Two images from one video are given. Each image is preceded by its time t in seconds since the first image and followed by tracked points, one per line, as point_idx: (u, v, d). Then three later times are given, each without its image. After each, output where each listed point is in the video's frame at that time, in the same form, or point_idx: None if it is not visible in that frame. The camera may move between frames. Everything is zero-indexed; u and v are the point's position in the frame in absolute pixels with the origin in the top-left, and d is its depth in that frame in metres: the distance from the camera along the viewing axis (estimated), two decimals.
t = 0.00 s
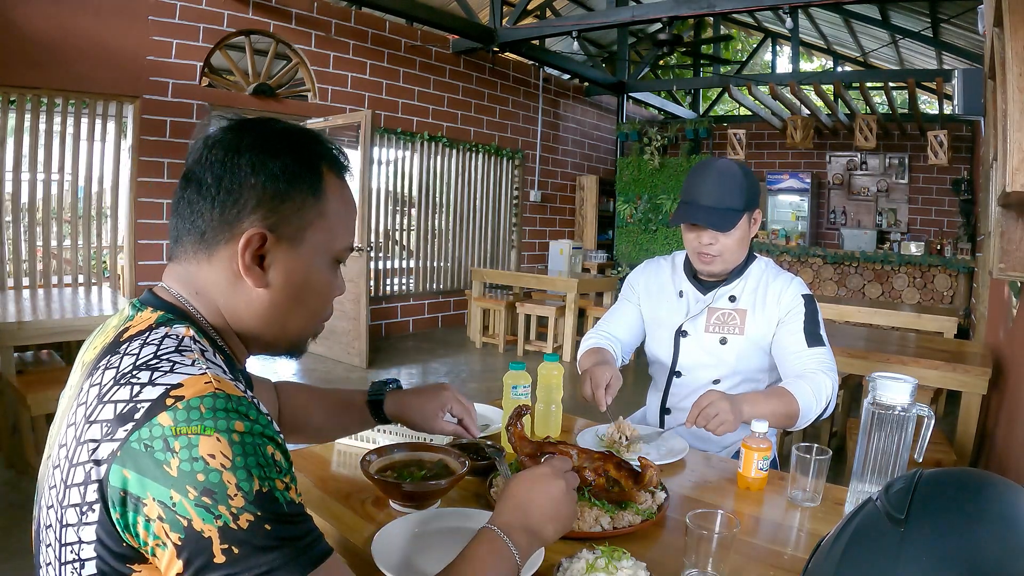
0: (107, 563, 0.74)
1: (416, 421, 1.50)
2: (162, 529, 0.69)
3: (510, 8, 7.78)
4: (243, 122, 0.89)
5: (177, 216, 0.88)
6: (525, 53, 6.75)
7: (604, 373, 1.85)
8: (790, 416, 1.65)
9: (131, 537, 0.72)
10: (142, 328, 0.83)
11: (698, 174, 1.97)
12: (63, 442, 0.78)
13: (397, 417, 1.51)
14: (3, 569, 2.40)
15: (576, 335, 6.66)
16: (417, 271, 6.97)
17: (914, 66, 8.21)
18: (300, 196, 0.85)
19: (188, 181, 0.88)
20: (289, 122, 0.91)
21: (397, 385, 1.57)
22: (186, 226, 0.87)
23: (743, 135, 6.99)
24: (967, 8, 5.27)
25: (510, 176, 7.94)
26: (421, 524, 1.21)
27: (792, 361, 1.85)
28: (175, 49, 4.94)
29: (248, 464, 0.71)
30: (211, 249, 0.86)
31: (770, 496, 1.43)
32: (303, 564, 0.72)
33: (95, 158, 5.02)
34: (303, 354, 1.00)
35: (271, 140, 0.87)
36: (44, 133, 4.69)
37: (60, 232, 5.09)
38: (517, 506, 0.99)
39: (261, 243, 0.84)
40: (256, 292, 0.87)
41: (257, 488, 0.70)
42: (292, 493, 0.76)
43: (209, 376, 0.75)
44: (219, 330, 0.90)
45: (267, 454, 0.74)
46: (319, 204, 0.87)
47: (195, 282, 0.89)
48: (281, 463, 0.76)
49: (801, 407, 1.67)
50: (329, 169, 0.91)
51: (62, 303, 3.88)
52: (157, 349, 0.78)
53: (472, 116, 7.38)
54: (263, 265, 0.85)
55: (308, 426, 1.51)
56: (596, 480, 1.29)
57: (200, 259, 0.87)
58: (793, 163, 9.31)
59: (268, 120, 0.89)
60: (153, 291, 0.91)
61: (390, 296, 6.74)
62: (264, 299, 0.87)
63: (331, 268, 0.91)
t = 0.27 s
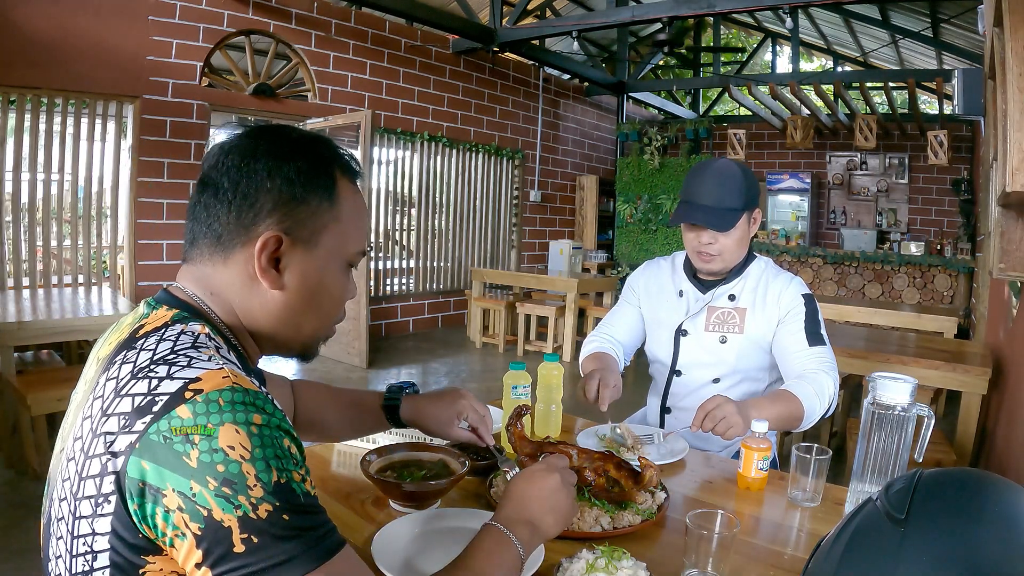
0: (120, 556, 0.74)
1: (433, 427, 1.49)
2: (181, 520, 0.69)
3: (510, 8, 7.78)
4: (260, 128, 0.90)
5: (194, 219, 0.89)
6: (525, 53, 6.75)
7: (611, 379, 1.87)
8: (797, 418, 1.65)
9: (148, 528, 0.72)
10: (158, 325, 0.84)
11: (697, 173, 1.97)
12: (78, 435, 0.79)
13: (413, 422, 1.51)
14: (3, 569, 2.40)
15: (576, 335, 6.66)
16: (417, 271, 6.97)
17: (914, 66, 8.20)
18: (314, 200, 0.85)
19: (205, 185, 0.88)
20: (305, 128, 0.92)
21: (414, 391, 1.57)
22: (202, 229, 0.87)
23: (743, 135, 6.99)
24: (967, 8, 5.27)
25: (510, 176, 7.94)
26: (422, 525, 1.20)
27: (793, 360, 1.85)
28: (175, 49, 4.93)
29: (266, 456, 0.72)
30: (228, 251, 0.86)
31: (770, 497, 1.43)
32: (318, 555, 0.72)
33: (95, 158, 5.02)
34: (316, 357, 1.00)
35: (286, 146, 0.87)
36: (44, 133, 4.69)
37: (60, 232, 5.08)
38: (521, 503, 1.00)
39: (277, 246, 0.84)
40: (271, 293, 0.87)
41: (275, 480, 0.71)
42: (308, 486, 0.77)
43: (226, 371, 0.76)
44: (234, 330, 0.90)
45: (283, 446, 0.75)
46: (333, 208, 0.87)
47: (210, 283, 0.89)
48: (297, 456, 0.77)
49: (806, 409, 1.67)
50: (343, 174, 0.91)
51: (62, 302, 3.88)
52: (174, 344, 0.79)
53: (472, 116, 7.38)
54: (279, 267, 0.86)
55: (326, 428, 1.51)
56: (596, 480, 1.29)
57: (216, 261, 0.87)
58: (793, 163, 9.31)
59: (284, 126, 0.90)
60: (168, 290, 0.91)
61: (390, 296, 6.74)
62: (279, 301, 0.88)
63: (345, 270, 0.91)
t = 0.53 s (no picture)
0: (127, 553, 0.74)
1: (439, 434, 1.48)
2: (192, 517, 0.69)
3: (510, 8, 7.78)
4: (272, 132, 0.90)
5: (204, 221, 0.89)
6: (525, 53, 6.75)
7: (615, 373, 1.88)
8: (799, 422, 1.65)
9: (158, 525, 0.72)
10: (167, 324, 0.84)
11: (698, 172, 1.97)
12: (88, 432, 0.79)
13: (420, 427, 1.50)
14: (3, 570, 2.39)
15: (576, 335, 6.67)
16: (417, 271, 6.97)
17: (915, 66, 8.20)
18: (325, 205, 0.85)
19: (216, 188, 0.88)
20: (316, 132, 0.92)
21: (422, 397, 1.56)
22: (213, 231, 0.87)
23: (743, 135, 6.99)
24: (967, 8, 5.27)
25: (510, 176, 7.94)
26: (421, 524, 1.20)
27: (794, 361, 1.85)
28: (175, 49, 4.93)
29: (277, 452, 0.72)
30: (238, 255, 0.86)
31: (770, 497, 1.43)
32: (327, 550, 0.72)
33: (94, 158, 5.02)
34: (322, 359, 1.01)
35: (298, 150, 0.87)
36: (44, 133, 4.69)
37: (60, 232, 5.07)
38: (528, 499, 1.00)
39: (287, 250, 0.84)
40: (280, 296, 0.87)
41: (286, 476, 0.71)
42: (318, 482, 0.77)
43: (237, 369, 0.76)
44: (243, 331, 0.90)
45: (294, 444, 0.75)
46: (344, 212, 0.87)
47: (220, 284, 0.89)
48: (306, 453, 0.77)
49: (809, 411, 1.67)
50: (353, 178, 0.91)
51: (61, 302, 3.87)
52: (184, 343, 0.79)
53: (472, 116, 7.38)
54: (289, 271, 0.86)
55: (332, 429, 1.52)
56: (596, 480, 1.29)
57: (226, 264, 0.87)
58: (793, 163, 9.31)
59: (294, 130, 0.90)
60: (177, 290, 0.91)
61: (390, 296, 6.74)
62: (288, 304, 0.88)
63: (354, 275, 0.91)
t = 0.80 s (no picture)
0: (131, 551, 0.74)
1: (440, 436, 1.49)
2: (199, 515, 0.69)
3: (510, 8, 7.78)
4: (278, 134, 0.90)
5: (210, 223, 0.89)
6: (525, 53, 6.75)
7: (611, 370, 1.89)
8: (802, 425, 1.64)
9: (164, 524, 0.72)
10: (173, 324, 0.84)
11: (698, 170, 1.97)
12: (93, 430, 0.79)
13: (422, 430, 1.50)
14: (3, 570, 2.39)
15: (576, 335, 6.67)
16: (417, 271, 6.97)
17: (915, 66, 8.20)
18: (332, 207, 0.85)
19: (223, 190, 0.88)
20: (322, 135, 0.92)
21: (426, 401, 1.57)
22: (219, 233, 0.87)
23: (743, 136, 6.99)
24: (967, 8, 5.27)
25: (510, 176, 7.94)
26: (421, 524, 1.20)
27: (795, 361, 1.85)
28: (174, 49, 4.93)
29: (284, 450, 0.72)
30: (245, 256, 0.86)
31: (770, 496, 1.43)
32: (332, 547, 0.72)
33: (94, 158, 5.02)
34: (327, 361, 1.01)
35: (304, 153, 0.87)
36: (44, 133, 4.68)
37: (60, 232, 5.06)
38: (533, 504, 1.01)
39: (294, 252, 0.84)
40: (286, 297, 0.87)
41: (292, 473, 0.71)
42: (323, 480, 0.77)
43: (243, 368, 0.76)
44: (249, 332, 0.90)
45: (300, 441, 0.75)
46: (350, 214, 0.87)
47: (226, 285, 0.89)
48: (312, 451, 0.77)
49: (811, 416, 1.66)
50: (358, 180, 0.91)
51: (61, 303, 3.87)
52: (189, 342, 0.79)
53: (472, 116, 7.38)
54: (295, 273, 0.86)
55: (333, 431, 1.51)
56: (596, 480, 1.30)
57: (232, 266, 0.87)
58: (793, 163, 9.32)
59: (301, 133, 0.90)
60: (183, 290, 0.91)
61: (390, 296, 6.74)
62: (294, 305, 0.88)
63: (359, 276, 0.91)
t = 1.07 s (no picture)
0: (136, 550, 0.74)
1: (440, 438, 1.49)
2: (207, 514, 0.69)
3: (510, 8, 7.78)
4: (282, 135, 0.90)
5: (213, 224, 0.89)
6: (525, 53, 6.75)
7: (607, 376, 1.88)
8: (802, 430, 1.63)
9: (170, 523, 0.72)
10: (178, 324, 0.84)
11: (700, 169, 1.97)
12: (98, 430, 0.79)
13: (422, 432, 1.50)
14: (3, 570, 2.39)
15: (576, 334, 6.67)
16: (417, 271, 6.97)
17: (915, 66, 8.20)
18: (336, 208, 0.85)
19: (226, 192, 0.88)
20: (325, 136, 0.92)
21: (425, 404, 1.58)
22: (223, 234, 0.87)
23: (743, 136, 6.99)
24: (967, 8, 5.27)
25: (510, 176, 7.94)
26: (421, 524, 1.20)
27: (795, 361, 1.85)
28: (174, 49, 4.93)
29: (291, 451, 0.72)
30: (248, 257, 0.86)
31: (770, 497, 1.43)
32: (337, 549, 0.72)
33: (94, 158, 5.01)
34: (329, 362, 1.00)
35: (308, 154, 0.87)
36: (44, 133, 4.68)
37: (60, 232, 5.06)
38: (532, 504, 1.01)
39: (298, 253, 0.84)
40: (290, 298, 0.87)
41: (299, 474, 0.71)
42: (329, 480, 0.77)
43: (249, 369, 0.76)
44: (252, 333, 0.90)
45: (306, 442, 0.75)
46: (353, 216, 0.87)
47: (229, 286, 0.89)
48: (318, 451, 0.77)
49: (812, 417, 1.65)
50: (361, 181, 0.91)
51: (62, 302, 3.87)
52: (195, 342, 0.79)
53: (472, 116, 7.38)
54: (299, 274, 0.86)
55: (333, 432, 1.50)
56: (596, 481, 1.30)
57: (236, 267, 0.87)
58: (793, 163, 9.32)
59: (304, 134, 0.90)
60: (186, 291, 0.91)
61: (390, 296, 6.74)
62: (297, 306, 0.88)
63: (362, 278, 0.91)
